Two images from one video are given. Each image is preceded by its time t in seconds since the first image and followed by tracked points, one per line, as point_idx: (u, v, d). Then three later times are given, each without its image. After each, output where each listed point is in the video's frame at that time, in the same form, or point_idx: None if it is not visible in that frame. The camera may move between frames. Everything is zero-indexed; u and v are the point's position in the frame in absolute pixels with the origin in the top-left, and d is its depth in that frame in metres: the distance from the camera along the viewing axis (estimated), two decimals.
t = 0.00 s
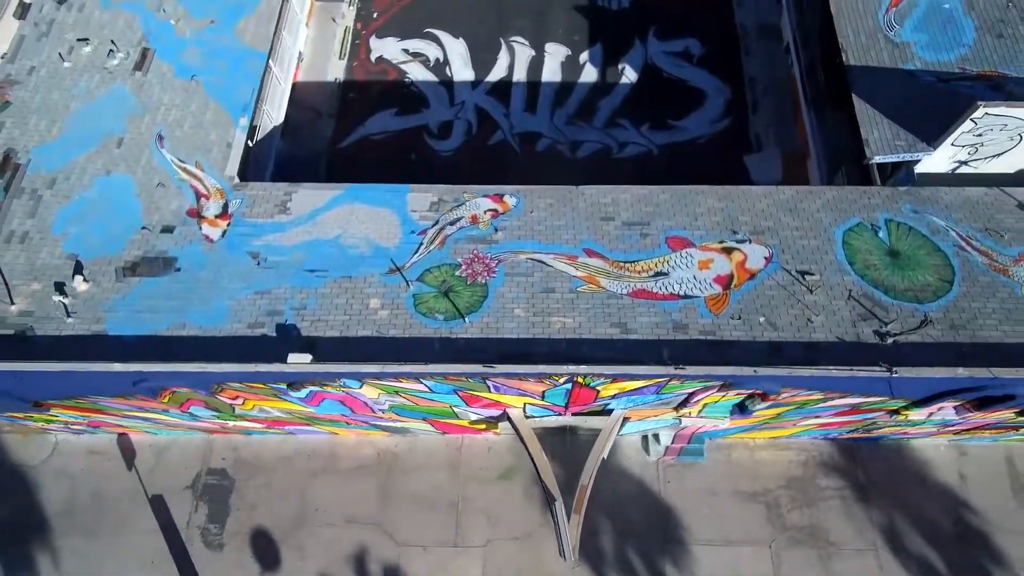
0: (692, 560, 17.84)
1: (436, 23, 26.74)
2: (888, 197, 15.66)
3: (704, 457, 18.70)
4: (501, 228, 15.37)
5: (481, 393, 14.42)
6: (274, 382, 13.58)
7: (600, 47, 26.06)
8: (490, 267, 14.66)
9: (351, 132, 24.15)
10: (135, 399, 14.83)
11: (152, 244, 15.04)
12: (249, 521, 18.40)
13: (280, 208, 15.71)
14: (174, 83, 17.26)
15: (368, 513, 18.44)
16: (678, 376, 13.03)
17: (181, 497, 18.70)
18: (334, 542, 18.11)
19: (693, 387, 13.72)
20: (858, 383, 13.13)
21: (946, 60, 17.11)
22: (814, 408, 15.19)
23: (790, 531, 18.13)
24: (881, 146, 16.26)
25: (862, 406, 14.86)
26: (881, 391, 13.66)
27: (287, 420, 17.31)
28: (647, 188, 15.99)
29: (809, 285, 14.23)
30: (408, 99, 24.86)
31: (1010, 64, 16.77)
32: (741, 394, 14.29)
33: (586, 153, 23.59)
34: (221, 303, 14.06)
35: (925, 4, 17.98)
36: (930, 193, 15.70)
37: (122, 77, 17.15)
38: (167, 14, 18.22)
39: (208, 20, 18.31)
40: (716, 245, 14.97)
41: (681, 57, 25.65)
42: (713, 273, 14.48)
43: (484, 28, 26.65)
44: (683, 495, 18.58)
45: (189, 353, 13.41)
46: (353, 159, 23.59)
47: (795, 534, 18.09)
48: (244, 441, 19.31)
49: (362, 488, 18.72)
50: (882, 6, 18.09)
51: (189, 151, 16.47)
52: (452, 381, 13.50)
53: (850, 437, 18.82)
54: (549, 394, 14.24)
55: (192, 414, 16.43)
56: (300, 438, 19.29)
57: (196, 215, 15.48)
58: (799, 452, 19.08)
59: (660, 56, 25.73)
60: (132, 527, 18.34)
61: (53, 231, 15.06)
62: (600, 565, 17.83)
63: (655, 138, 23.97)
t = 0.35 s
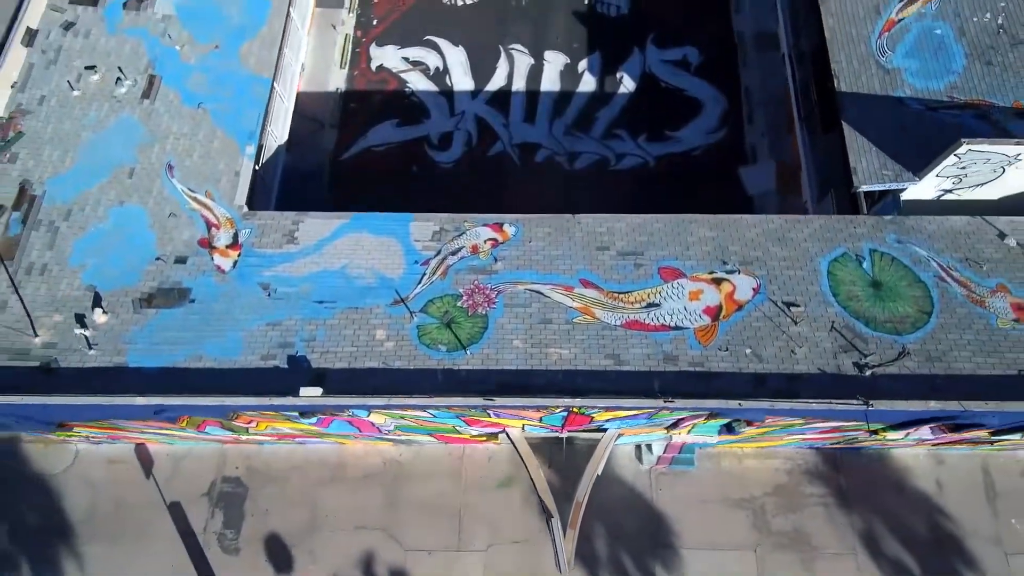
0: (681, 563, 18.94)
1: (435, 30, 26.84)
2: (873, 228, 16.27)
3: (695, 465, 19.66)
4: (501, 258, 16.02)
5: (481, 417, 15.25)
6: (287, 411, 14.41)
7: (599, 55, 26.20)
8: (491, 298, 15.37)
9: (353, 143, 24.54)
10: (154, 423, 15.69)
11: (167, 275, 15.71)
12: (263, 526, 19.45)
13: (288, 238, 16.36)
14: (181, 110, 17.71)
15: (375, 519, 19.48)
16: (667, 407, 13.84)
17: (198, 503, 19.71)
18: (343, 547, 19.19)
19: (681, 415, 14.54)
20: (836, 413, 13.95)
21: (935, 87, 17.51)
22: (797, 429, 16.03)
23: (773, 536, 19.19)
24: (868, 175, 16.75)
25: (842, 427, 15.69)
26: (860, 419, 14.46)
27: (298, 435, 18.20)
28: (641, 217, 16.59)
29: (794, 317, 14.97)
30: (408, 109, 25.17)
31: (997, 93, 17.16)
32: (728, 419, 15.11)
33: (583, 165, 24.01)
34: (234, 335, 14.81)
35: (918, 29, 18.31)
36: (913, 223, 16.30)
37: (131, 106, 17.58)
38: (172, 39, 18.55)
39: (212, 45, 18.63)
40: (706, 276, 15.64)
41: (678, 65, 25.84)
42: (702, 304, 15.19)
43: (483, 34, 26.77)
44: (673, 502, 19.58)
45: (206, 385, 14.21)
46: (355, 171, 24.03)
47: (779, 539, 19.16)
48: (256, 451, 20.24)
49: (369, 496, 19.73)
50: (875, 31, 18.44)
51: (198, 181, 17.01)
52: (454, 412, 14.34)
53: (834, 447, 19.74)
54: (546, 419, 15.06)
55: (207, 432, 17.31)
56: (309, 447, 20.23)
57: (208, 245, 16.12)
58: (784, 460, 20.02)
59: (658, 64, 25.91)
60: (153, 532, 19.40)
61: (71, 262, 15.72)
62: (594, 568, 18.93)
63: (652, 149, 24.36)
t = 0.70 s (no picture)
0: (670, 560, 20.22)
1: (434, 31, 26.86)
2: (858, 251, 16.95)
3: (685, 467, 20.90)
4: (501, 281, 16.74)
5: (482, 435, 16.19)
6: (300, 432, 15.36)
7: (598, 58, 26.24)
8: (491, 322, 16.16)
9: (355, 149, 24.88)
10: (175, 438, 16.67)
11: (182, 299, 16.45)
12: (277, 525, 20.68)
13: (296, 261, 17.04)
14: (189, 132, 18.14)
15: (383, 518, 20.69)
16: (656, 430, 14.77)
17: (215, 504, 20.89)
18: (353, 545, 20.45)
19: (670, 434, 15.48)
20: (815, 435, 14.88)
21: (924, 110, 17.89)
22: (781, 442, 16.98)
23: (758, 534, 20.42)
24: (856, 198, 17.32)
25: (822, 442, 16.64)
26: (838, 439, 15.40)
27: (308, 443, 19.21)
28: (635, 240, 17.25)
29: (779, 341, 15.79)
30: (409, 114, 25.42)
31: (984, 116, 17.55)
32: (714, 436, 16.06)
33: (581, 171, 24.40)
34: (248, 359, 15.65)
35: (910, 48, 18.56)
36: (897, 246, 16.96)
37: (140, 128, 18.00)
38: (177, 59, 18.82)
39: (217, 64, 18.92)
40: (696, 299, 16.38)
41: (676, 68, 25.94)
42: (692, 327, 15.98)
43: (482, 36, 26.79)
44: (664, 502, 20.75)
45: (224, 409, 15.13)
46: (357, 178, 24.47)
47: (762, 537, 20.39)
48: (269, 454, 21.32)
49: (377, 496, 20.89)
50: (868, 50, 18.71)
51: (208, 204, 17.59)
52: (457, 433, 15.28)
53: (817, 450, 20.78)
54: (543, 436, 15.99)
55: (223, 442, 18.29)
56: (319, 450, 21.30)
57: (220, 269, 16.82)
58: (770, 463, 21.11)
59: (656, 67, 26.01)
60: (174, 531, 20.63)
61: (90, 287, 16.44)
62: (588, 564, 20.22)
63: (649, 155, 24.74)
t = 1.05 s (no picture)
0: (658, 540, 21.84)
1: (432, 20, 26.66)
2: (843, 261, 17.70)
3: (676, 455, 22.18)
4: (501, 291, 17.57)
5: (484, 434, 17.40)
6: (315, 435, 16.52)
7: (597, 48, 26.17)
8: (492, 331, 17.09)
9: (356, 144, 25.23)
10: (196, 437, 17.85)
11: (198, 309, 17.34)
12: (293, 509, 22.21)
13: (305, 271, 17.82)
14: (196, 142, 18.58)
15: (391, 502, 22.20)
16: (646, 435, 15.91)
17: (234, 489, 22.33)
18: (364, 526, 22.07)
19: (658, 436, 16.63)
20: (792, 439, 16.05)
21: (914, 119, 18.25)
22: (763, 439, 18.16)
23: (740, 517, 21.97)
24: (843, 209, 17.92)
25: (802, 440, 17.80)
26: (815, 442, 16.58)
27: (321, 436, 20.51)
28: (629, 249, 18.00)
29: (763, 349, 16.76)
30: (409, 108, 25.57)
31: (972, 127, 17.93)
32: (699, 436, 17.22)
33: (580, 167, 24.83)
34: (264, 367, 16.65)
35: (904, 56, 18.77)
36: (880, 256, 17.71)
37: (149, 139, 18.42)
38: (181, 66, 19.03)
39: (220, 72, 19.14)
40: (686, 310, 17.25)
41: (675, 60, 25.95)
42: (681, 336, 16.92)
43: (481, 25, 26.64)
44: (654, 487, 22.18)
45: (243, 416, 16.23)
46: (360, 173, 24.95)
47: (745, 519, 21.95)
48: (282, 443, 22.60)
49: (385, 483, 22.31)
50: (863, 57, 18.91)
51: (218, 214, 18.23)
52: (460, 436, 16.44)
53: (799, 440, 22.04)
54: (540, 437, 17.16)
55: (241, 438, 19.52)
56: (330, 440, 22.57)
57: (233, 279, 17.63)
58: (755, 451, 22.42)
59: (655, 58, 25.99)
60: (197, 514, 22.16)
61: (110, 298, 17.28)
62: (583, 544, 21.85)
63: (647, 150, 25.08)
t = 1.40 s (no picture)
0: (647, 522, 23.60)
1: (431, 15, 26.66)
2: (825, 275, 18.69)
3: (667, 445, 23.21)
4: (501, 303, 18.64)
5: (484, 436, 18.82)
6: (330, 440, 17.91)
7: (596, 45, 26.33)
8: (493, 342, 18.23)
9: (359, 144, 25.78)
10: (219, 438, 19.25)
11: (217, 321, 18.43)
12: (309, 495, 23.90)
13: (316, 284, 18.84)
14: (207, 158, 19.26)
15: (400, 489, 23.86)
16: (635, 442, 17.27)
17: (253, 476, 23.97)
18: (375, 510, 23.80)
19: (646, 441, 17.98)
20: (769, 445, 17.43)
21: (900, 136, 18.87)
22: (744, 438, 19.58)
23: (724, 501, 23.65)
24: (827, 224, 18.74)
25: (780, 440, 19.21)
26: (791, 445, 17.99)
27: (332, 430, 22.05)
28: (622, 263, 19.00)
29: (746, 360, 17.93)
30: (409, 107, 25.98)
31: (956, 144, 18.55)
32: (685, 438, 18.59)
33: (578, 167, 25.50)
34: (280, 378, 17.86)
35: (894, 71, 19.21)
36: (860, 270, 18.69)
37: (161, 155, 19.10)
38: (189, 82, 19.52)
39: (227, 87, 19.63)
40: (675, 322, 18.35)
41: (673, 57, 26.17)
42: (669, 348, 18.07)
43: (481, 20, 26.64)
44: (644, 475, 23.79)
45: (263, 423, 17.56)
46: (363, 173, 25.62)
47: (728, 503, 23.64)
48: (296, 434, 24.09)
49: (393, 470, 23.91)
50: (853, 72, 19.36)
51: (231, 229, 19.09)
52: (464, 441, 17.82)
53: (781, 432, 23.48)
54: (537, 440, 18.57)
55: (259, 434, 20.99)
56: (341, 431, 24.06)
57: (248, 293, 18.66)
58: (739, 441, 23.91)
59: (653, 55, 26.21)
60: (220, 499, 23.87)
61: (133, 312, 18.34)
62: (578, 526, 23.63)
63: (643, 149, 25.68)
